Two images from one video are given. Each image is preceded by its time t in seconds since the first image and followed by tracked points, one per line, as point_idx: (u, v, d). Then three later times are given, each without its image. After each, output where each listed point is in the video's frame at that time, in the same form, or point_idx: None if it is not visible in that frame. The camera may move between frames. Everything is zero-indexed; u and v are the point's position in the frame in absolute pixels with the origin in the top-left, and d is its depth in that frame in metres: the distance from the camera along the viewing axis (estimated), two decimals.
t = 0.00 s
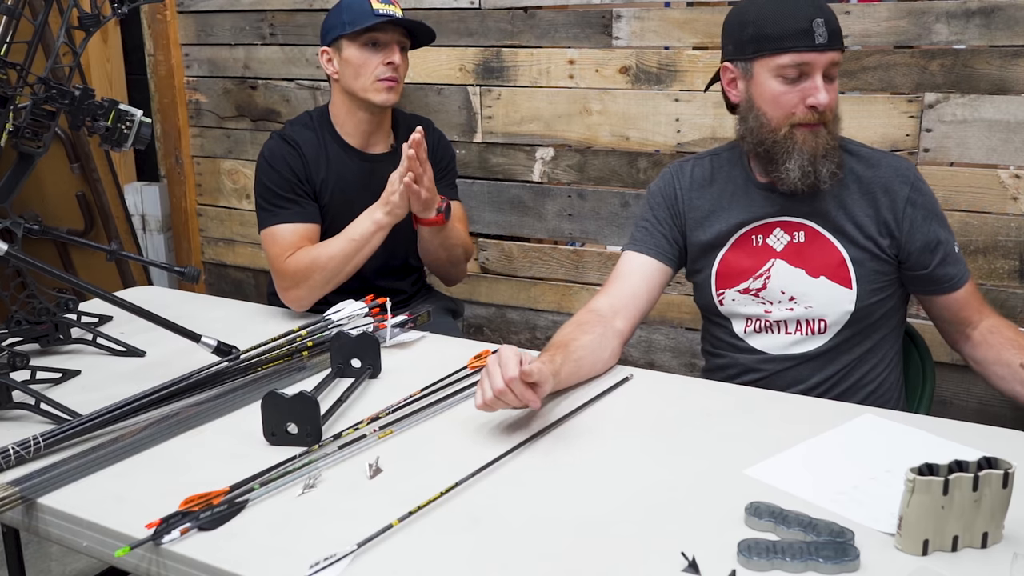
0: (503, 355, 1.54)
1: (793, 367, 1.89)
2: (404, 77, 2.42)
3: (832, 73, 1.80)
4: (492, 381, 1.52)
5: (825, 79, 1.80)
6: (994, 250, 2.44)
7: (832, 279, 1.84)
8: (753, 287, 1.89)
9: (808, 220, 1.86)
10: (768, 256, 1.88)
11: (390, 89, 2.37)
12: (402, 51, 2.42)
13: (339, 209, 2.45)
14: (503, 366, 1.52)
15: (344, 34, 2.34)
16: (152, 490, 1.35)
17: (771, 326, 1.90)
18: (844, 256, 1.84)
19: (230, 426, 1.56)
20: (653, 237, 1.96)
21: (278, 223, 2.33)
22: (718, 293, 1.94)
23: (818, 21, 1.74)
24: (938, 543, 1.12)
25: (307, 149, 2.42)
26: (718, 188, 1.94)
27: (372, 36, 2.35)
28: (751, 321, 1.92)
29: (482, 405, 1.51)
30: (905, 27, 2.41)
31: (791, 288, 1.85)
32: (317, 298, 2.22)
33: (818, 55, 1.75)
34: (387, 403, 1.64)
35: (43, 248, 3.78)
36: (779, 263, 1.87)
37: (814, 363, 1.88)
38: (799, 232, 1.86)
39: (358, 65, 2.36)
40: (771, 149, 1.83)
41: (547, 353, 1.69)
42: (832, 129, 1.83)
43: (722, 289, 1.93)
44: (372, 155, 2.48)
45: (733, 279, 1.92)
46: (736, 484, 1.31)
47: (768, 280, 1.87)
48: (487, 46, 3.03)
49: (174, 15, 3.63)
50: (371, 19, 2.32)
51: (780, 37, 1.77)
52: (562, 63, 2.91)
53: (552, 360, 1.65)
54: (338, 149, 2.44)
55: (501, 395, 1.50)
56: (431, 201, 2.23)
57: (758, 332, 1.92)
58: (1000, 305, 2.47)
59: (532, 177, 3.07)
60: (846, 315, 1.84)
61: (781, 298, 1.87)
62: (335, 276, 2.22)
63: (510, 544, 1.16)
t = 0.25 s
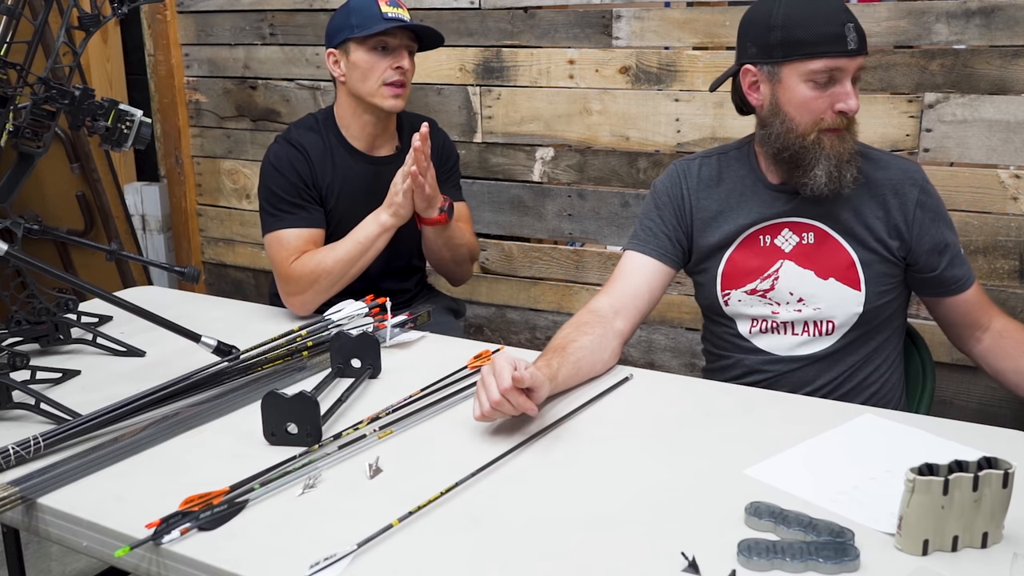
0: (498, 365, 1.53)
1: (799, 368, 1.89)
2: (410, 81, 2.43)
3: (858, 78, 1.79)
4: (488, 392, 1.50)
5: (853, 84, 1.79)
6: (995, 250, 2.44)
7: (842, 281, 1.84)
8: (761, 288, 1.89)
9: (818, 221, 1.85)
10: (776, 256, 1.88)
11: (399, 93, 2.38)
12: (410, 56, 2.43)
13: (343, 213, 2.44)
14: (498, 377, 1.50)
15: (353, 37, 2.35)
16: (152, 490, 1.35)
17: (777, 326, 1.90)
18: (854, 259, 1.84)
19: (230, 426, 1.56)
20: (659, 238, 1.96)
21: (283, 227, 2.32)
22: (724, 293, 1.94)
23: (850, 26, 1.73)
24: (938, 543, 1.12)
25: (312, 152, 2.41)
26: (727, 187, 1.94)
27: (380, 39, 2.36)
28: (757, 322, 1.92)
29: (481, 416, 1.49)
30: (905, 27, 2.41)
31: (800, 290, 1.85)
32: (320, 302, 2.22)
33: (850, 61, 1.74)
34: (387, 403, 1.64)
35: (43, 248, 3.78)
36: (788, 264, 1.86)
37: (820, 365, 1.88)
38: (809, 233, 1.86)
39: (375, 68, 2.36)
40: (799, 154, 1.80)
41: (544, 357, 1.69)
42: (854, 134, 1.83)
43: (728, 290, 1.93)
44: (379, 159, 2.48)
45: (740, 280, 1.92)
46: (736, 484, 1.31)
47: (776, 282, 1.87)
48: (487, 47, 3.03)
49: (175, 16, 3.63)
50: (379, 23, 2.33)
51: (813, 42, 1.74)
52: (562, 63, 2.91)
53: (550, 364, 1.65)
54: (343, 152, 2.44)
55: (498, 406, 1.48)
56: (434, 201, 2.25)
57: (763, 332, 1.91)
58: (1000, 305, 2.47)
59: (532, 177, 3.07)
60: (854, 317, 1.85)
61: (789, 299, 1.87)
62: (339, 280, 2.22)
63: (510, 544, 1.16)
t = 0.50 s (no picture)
0: (499, 371, 1.52)
1: (803, 369, 1.89)
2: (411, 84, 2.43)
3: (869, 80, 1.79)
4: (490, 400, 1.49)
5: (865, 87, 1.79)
6: (994, 251, 2.44)
7: (848, 281, 1.85)
8: (766, 288, 1.90)
9: (822, 222, 1.86)
10: (782, 256, 1.88)
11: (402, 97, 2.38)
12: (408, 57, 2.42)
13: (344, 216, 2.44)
14: (500, 385, 1.48)
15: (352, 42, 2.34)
16: (152, 490, 1.35)
17: (782, 326, 1.90)
18: (860, 259, 1.85)
19: (230, 426, 1.56)
20: (664, 238, 1.95)
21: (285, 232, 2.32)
22: (728, 293, 1.94)
23: (865, 29, 1.73)
24: (938, 543, 1.12)
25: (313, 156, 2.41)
26: (733, 187, 1.94)
27: (379, 45, 2.35)
28: (761, 322, 1.92)
29: (485, 424, 1.49)
30: (905, 27, 2.41)
31: (805, 289, 1.86)
32: (323, 305, 2.22)
33: (865, 64, 1.74)
34: (387, 403, 1.64)
35: (43, 247, 3.78)
36: (794, 264, 1.87)
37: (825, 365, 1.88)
38: (814, 233, 1.87)
39: (381, 74, 2.36)
40: (813, 157, 1.79)
41: (545, 359, 1.69)
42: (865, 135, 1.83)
43: (732, 289, 1.93)
44: (381, 162, 2.48)
45: (745, 279, 1.92)
46: (736, 484, 1.31)
47: (781, 281, 1.88)
48: (487, 47, 3.03)
49: (174, 16, 3.63)
50: (376, 27, 2.34)
51: (828, 46, 1.74)
52: (562, 63, 2.91)
53: (551, 366, 1.64)
54: (345, 156, 2.44)
55: (501, 413, 1.47)
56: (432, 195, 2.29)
57: (768, 332, 1.91)
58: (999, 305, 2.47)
59: (532, 177, 3.07)
60: (860, 317, 1.85)
61: (794, 299, 1.87)
62: (341, 281, 2.22)
63: (510, 544, 1.16)
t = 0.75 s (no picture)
0: (498, 373, 1.52)
1: (807, 368, 1.89)
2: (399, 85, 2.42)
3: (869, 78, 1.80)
4: (488, 405, 1.49)
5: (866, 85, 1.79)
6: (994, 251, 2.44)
7: (850, 277, 1.84)
8: (768, 287, 1.90)
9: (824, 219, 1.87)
10: (784, 254, 1.88)
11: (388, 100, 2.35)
12: (389, 58, 2.39)
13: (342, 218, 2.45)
14: (499, 386, 1.49)
15: (332, 49, 2.34)
16: (152, 490, 1.35)
17: (786, 325, 1.90)
18: (861, 255, 1.84)
19: (230, 426, 1.56)
20: (665, 238, 1.95)
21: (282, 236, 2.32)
22: (730, 293, 1.94)
23: (865, 28, 1.73)
24: (938, 543, 1.12)
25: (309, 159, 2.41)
26: (735, 187, 1.94)
27: (356, 50, 2.33)
28: (764, 321, 1.92)
29: (485, 428, 1.49)
30: (905, 27, 2.41)
31: (807, 288, 1.86)
32: (321, 305, 2.21)
33: (867, 62, 1.74)
34: (387, 403, 1.64)
35: (43, 247, 3.78)
36: (796, 262, 1.87)
37: (829, 364, 1.88)
38: (816, 231, 1.87)
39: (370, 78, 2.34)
40: (818, 157, 1.79)
41: (545, 359, 1.69)
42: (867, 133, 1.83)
43: (734, 289, 1.93)
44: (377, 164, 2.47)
45: (746, 279, 1.92)
46: (736, 484, 1.31)
47: (783, 280, 1.88)
48: (487, 47, 3.03)
49: (175, 16, 3.63)
50: (349, 33, 2.32)
51: (830, 45, 1.74)
52: (562, 63, 2.91)
53: (551, 367, 1.65)
54: (341, 158, 2.44)
55: (500, 416, 1.47)
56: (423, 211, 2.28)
57: (772, 331, 1.91)
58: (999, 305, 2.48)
59: (532, 177, 3.07)
60: (863, 313, 1.85)
61: (797, 297, 1.87)
62: (337, 280, 2.22)
63: (510, 544, 1.16)
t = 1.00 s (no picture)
0: (494, 379, 1.51)
1: (806, 364, 1.88)
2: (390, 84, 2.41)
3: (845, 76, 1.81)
4: (485, 409, 1.48)
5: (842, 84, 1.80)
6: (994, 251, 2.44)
7: (842, 270, 1.85)
8: (762, 284, 1.89)
9: (814, 214, 1.87)
10: (775, 251, 1.88)
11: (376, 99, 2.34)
12: (378, 55, 2.38)
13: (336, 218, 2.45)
14: (496, 393, 1.47)
15: (321, 49, 2.33)
16: (152, 490, 1.35)
17: (782, 322, 1.90)
18: (852, 247, 1.85)
19: (230, 426, 1.56)
20: (656, 239, 1.94)
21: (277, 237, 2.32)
22: (725, 293, 1.93)
23: (838, 28, 1.74)
24: (938, 543, 1.12)
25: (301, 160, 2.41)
26: (721, 187, 1.95)
27: (344, 48, 2.33)
28: (761, 319, 1.91)
29: (483, 434, 1.47)
30: (905, 27, 2.41)
31: (801, 282, 1.86)
32: (317, 307, 2.21)
33: (842, 61, 1.76)
34: (387, 403, 1.64)
35: (43, 247, 3.78)
36: (789, 258, 1.87)
37: (827, 358, 1.88)
38: (805, 225, 1.87)
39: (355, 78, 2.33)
40: (800, 157, 1.79)
41: (540, 361, 1.69)
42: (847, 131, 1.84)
43: (728, 289, 1.93)
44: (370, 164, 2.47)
45: (739, 279, 1.91)
46: (736, 484, 1.31)
47: (777, 276, 1.87)
48: (487, 47, 3.03)
49: (175, 15, 3.63)
50: (338, 32, 2.31)
51: (804, 48, 1.75)
52: (562, 63, 2.91)
53: (547, 368, 1.64)
54: (333, 158, 2.43)
55: (498, 420, 1.45)
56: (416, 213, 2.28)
57: (770, 328, 1.91)
58: (999, 305, 2.48)
59: (532, 177, 3.07)
60: (858, 303, 1.85)
61: (791, 293, 1.87)
62: (333, 280, 2.22)
63: (510, 544, 1.16)
